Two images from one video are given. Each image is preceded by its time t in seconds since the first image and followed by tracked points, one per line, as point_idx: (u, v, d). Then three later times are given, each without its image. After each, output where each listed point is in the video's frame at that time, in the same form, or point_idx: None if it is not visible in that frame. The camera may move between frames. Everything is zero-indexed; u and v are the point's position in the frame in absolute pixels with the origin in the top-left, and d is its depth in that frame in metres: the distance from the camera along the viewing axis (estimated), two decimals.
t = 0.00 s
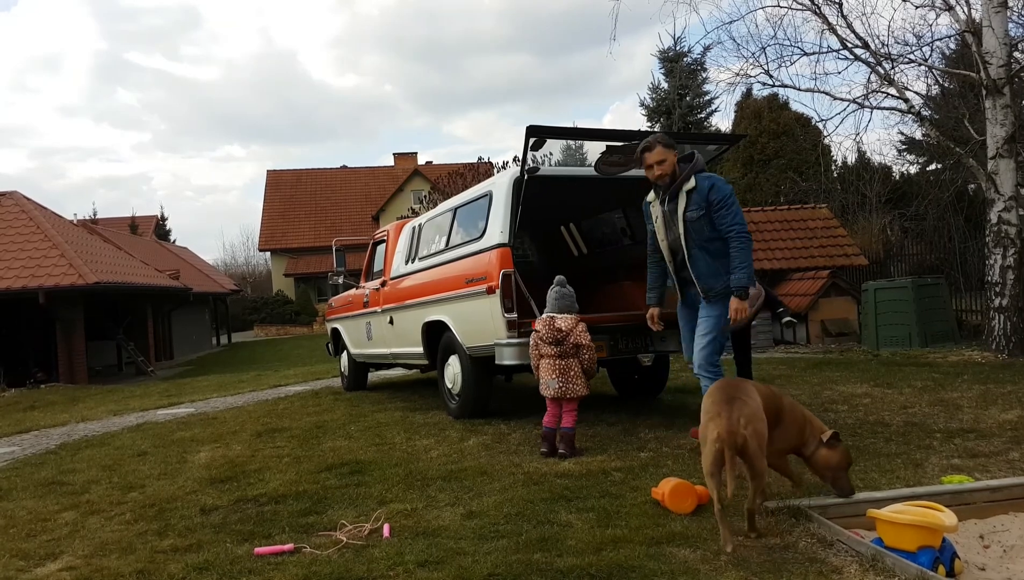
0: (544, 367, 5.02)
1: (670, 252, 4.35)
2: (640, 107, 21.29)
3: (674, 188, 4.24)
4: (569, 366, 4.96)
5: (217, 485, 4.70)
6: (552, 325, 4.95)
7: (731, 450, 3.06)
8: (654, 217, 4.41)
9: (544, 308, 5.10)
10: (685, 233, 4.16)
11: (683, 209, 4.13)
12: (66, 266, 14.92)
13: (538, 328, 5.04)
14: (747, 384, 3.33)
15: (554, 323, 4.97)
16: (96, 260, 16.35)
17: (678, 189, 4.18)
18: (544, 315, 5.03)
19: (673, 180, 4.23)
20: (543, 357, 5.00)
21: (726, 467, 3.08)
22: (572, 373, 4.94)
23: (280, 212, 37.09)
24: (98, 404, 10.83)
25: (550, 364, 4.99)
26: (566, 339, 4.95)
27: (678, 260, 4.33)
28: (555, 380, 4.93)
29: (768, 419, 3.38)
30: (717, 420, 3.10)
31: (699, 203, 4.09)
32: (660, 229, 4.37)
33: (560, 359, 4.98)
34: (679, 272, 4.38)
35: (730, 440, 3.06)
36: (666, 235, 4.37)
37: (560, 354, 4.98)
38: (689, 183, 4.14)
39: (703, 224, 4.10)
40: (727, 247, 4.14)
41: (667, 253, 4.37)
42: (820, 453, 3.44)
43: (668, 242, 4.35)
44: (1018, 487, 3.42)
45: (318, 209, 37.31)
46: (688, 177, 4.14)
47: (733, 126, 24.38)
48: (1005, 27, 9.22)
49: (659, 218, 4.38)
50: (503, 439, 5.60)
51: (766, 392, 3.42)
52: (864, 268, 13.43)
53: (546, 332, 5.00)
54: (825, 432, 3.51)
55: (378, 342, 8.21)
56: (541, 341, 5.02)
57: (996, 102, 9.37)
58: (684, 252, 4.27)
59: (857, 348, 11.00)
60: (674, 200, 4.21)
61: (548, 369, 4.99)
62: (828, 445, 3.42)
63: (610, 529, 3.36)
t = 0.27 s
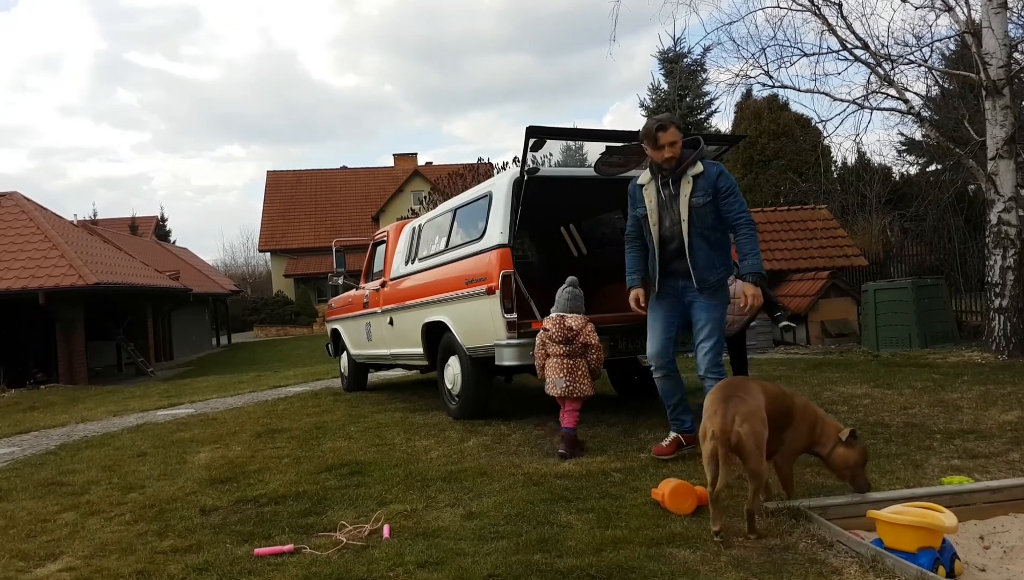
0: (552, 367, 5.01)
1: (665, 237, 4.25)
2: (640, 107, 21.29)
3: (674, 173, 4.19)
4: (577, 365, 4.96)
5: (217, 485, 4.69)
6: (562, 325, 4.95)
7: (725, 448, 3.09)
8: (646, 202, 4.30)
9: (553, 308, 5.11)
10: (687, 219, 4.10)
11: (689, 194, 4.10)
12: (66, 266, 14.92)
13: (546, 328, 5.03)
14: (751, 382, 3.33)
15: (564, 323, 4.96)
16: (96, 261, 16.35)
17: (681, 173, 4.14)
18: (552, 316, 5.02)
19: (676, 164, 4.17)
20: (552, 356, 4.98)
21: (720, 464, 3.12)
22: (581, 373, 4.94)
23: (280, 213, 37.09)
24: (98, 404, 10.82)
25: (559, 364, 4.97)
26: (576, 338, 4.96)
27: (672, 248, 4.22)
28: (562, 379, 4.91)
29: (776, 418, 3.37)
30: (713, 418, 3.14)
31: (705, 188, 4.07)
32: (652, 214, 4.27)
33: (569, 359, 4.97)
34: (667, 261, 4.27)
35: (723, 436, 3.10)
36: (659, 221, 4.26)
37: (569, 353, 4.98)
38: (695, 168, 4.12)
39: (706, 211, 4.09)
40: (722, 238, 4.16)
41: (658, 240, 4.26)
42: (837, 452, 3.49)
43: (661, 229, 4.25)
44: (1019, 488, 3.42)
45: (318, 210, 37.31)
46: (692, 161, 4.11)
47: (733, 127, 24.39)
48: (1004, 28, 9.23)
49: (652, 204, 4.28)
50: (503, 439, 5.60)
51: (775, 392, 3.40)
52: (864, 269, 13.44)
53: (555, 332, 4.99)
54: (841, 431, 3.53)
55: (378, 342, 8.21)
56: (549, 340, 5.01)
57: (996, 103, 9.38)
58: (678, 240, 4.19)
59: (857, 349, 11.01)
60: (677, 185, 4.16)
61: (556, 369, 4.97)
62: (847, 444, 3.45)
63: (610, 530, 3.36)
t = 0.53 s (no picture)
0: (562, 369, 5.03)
1: (648, 238, 4.03)
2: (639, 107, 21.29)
3: (659, 172, 4.04)
4: (588, 366, 5.00)
5: (216, 486, 4.69)
6: (569, 328, 4.97)
7: (720, 449, 3.10)
8: (630, 201, 4.08)
9: (561, 310, 5.11)
10: (677, 219, 3.95)
11: (678, 193, 3.96)
12: (66, 267, 14.90)
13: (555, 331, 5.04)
14: (749, 383, 3.32)
15: (572, 325, 4.98)
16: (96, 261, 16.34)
17: (668, 172, 4.01)
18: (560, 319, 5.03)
19: (663, 163, 4.03)
20: (562, 358, 5.00)
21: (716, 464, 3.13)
22: (592, 373, 4.98)
23: (279, 213, 37.09)
24: (98, 405, 10.82)
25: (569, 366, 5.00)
26: (585, 340, 4.98)
27: (657, 249, 4.01)
28: (574, 380, 4.95)
29: (774, 420, 3.37)
30: (709, 419, 3.15)
31: (695, 188, 3.98)
32: (634, 214, 4.06)
33: (580, 361, 5.00)
34: (651, 264, 4.05)
35: (718, 436, 3.11)
36: (642, 222, 4.05)
37: (578, 355, 4.99)
38: (682, 168, 4.02)
39: (694, 212, 3.99)
40: (704, 242, 4.06)
41: (642, 241, 4.04)
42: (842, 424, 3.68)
43: (644, 230, 4.04)
44: (1018, 489, 3.42)
45: (318, 210, 37.32)
46: (680, 161, 4.01)
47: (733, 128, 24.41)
48: (1004, 28, 9.24)
49: (635, 203, 4.07)
50: (502, 440, 5.61)
51: (774, 394, 3.40)
52: (864, 269, 13.44)
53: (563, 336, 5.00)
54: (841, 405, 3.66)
55: (378, 343, 8.22)
56: (558, 343, 5.02)
57: (996, 104, 9.39)
58: (663, 242, 4.00)
59: (856, 349, 11.01)
60: (664, 184, 4.01)
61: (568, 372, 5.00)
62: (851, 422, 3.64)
63: (609, 530, 3.36)
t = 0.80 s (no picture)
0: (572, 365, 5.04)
1: (607, 234, 3.84)
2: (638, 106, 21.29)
3: (619, 165, 3.86)
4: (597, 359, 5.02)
5: (216, 484, 4.70)
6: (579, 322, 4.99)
7: (717, 451, 3.12)
8: (589, 194, 3.86)
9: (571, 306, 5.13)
10: (641, 215, 3.78)
11: (642, 187, 3.80)
12: (64, 265, 14.89)
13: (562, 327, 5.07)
14: (748, 382, 3.32)
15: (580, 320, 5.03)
16: (95, 260, 16.33)
17: (630, 165, 3.84)
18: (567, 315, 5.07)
19: (624, 155, 3.84)
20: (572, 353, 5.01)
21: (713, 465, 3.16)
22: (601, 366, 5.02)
23: (278, 211, 37.08)
24: (96, 403, 10.81)
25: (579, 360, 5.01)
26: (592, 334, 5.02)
27: (616, 247, 3.83)
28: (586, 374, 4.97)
29: (772, 421, 3.38)
30: (706, 420, 3.17)
31: (657, 182, 3.84)
32: (592, 209, 3.84)
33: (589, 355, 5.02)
34: (610, 263, 3.85)
35: (714, 437, 3.13)
36: (599, 218, 3.84)
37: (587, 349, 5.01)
38: (644, 161, 3.86)
39: (657, 207, 3.85)
40: (662, 239, 3.96)
41: (600, 238, 3.84)
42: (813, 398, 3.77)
43: (602, 226, 3.84)
44: (1015, 486, 3.43)
45: (317, 209, 37.31)
46: (642, 154, 3.85)
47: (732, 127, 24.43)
48: (1002, 28, 9.25)
49: (594, 196, 3.86)
50: (501, 438, 5.61)
51: (773, 394, 3.40)
52: (863, 268, 13.45)
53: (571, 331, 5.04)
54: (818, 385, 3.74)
55: (377, 341, 8.22)
56: (569, 338, 5.03)
57: (994, 103, 9.39)
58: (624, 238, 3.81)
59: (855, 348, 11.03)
60: (626, 177, 3.84)
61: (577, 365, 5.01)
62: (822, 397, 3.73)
63: (608, 528, 3.36)
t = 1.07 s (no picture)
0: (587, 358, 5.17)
1: (580, 219, 3.67)
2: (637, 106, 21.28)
3: (595, 148, 3.72)
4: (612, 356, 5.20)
5: (214, 483, 4.69)
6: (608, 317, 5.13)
7: (717, 458, 3.11)
8: (563, 175, 3.68)
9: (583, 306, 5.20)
10: (617, 201, 3.66)
11: (619, 173, 3.69)
12: (61, 264, 14.86)
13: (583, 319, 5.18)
14: (746, 388, 3.32)
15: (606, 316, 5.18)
16: (92, 259, 16.30)
17: (607, 150, 3.72)
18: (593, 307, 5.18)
19: (600, 139, 3.71)
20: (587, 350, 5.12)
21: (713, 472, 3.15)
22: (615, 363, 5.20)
23: (277, 211, 37.04)
24: (93, 403, 10.79)
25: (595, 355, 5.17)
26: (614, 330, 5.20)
27: (588, 232, 3.68)
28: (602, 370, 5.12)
29: (771, 428, 3.37)
30: (706, 426, 3.15)
31: (634, 168, 3.74)
32: (566, 192, 3.67)
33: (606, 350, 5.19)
34: (580, 249, 3.69)
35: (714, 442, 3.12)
36: (573, 201, 3.68)
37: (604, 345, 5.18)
38: (620, 146, 3.75)
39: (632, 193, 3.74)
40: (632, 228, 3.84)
41: (572, 223, 3.68)
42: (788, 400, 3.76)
43: (576, 210, 3.67)
44: (1013, 485, 3.43)
45: (315, 208, 37.28)
46: (620, 139, 3.73)
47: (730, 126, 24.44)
48: (1000, 28, 9.28)
49: (569, 178, 3.69)
50: (499, 437, 5.61)
51: (771, 400, 3.40)
52: (861, 267, 13.46)
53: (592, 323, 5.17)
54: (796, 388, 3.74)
55: (375, 340, 8.21)
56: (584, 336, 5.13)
57: (992, 102, 9.41)
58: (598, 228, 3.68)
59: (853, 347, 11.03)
60: (602, 162, 3.71)
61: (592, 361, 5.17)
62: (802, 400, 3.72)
63: (606, 528, 3.36)
